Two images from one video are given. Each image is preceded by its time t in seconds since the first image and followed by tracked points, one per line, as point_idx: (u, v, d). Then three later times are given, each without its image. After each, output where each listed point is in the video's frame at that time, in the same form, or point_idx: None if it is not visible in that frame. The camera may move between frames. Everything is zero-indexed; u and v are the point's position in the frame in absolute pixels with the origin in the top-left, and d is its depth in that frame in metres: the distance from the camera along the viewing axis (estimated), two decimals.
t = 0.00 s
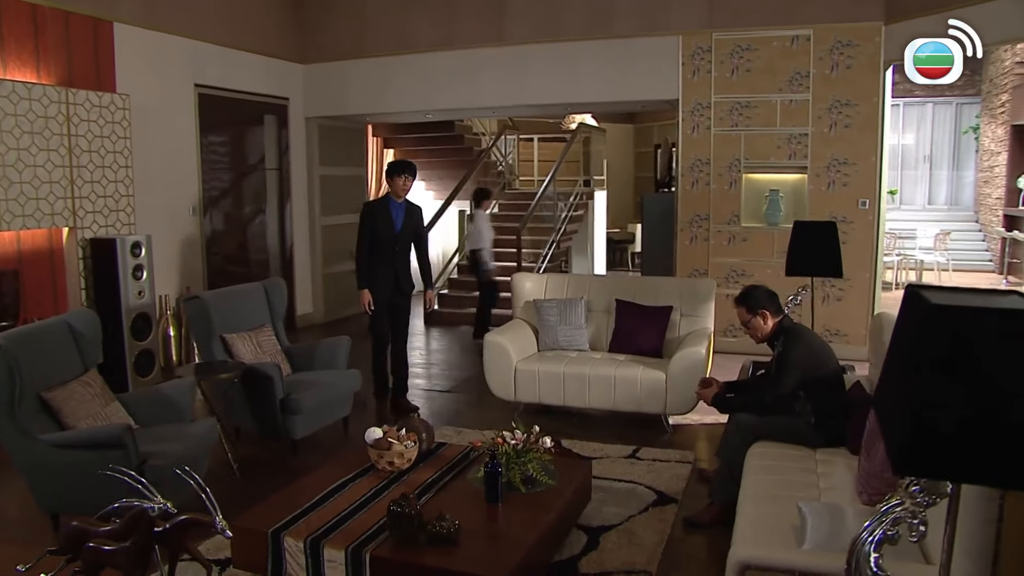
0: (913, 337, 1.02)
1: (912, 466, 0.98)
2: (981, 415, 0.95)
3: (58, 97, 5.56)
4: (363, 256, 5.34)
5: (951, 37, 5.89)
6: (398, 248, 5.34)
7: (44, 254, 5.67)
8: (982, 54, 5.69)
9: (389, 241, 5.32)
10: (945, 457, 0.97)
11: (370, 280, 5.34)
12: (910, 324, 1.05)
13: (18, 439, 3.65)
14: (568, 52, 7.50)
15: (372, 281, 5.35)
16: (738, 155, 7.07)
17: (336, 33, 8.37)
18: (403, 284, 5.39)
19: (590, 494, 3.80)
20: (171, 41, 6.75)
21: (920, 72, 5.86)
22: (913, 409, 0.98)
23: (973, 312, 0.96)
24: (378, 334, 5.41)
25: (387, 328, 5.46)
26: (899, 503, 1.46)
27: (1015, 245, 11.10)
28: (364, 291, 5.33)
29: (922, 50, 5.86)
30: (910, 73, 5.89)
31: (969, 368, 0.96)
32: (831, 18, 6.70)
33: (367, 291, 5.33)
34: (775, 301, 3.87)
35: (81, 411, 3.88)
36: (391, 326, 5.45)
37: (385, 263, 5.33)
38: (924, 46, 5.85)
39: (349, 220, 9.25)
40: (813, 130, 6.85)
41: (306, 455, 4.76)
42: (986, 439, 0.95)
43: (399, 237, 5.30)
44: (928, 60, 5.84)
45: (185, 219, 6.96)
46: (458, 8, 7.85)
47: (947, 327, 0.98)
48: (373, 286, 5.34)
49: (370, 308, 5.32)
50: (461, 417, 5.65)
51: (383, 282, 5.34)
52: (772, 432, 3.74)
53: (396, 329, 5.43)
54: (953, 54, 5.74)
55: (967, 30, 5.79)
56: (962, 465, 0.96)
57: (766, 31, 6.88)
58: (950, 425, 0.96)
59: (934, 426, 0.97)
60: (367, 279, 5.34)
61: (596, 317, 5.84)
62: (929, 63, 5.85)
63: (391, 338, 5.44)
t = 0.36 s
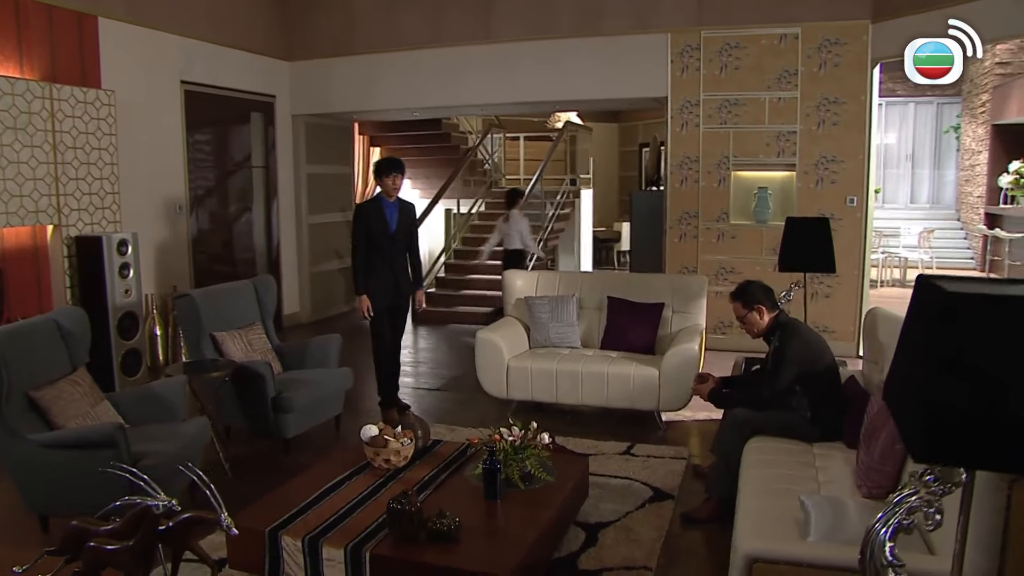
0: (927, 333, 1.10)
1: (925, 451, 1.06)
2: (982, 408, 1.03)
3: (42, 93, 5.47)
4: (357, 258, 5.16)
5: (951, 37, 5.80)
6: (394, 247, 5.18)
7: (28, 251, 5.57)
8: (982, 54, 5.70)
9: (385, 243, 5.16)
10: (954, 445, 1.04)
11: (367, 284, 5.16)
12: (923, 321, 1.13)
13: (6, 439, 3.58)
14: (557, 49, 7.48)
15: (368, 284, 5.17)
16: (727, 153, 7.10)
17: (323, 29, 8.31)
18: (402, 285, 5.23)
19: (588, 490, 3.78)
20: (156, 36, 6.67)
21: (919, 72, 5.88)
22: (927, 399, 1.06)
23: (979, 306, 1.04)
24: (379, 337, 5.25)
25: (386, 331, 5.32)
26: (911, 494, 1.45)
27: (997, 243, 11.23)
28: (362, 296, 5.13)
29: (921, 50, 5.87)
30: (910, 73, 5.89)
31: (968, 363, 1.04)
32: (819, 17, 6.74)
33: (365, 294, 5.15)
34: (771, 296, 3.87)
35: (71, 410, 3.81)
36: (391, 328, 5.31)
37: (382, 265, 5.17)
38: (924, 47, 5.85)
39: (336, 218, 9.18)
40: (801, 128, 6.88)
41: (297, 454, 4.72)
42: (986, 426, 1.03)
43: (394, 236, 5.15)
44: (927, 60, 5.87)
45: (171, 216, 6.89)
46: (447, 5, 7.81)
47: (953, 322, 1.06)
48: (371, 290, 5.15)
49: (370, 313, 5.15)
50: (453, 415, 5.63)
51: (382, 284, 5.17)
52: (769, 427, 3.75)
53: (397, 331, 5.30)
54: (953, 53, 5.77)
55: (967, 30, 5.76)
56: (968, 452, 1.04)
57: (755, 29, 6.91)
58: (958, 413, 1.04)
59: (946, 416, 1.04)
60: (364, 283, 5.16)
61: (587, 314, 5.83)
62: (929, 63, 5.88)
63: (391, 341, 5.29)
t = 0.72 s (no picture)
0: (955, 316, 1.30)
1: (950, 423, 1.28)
2: (993, 390, 1.25)
3: (33, 88, 5.40)
4: (358, 258, 5.12)
5: (951, 37, 5.98)
6: (395, 244, 5.14)
7: (18, 248, 5.50)
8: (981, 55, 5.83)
9: (386, 240, 5.12)
10: (973, 421, 1.27)
11: (370, 283, 5.13)
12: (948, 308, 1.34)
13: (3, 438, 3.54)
14: (552, 47, 7.47)
15: (371, 283, 5.15)
16: (722, 151, 7.11)
17: (315, 26, 8.26)
18: (404, 283, 5.20)
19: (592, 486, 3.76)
20: (148, 33, 6.61)
21: (920, 72, 6.12)
22: (956, 377, 1.27)
23: (998, 301, 1.25)
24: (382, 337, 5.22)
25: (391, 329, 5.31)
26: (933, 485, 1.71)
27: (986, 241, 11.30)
28: (365, 296, 5.11)
29: (922, 50, 6.11)
30: (911, 73, 6.12)
31: (986, 350, 1.25)
32: (814, 15, 6.76)
33: (367, 295, 5.12)
34: (773, 291, 3.88)
35: (67, 409, 3.76)
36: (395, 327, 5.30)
37: (383, 263, 5.14)
38: (925, 47, 6.11)
39: (328, 217, 9.12)
40: (796, 125, 6.90)
41: (295, 453, 4.68)
42: (998, 406, 1.26)
43: (394, 232, 5.11)
44: (928, 61, 6.11)
45: (162, 214, 6.84)
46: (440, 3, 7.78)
47: (980, 311, 1.27)
48: (373, 289, 5.13)
49: (372, 313, 5.12)
50: (450, 412, 5.60)
51: (384, 284, 5.14)
52: (772, 422, 3.74)
53: (401, 330, 5.29)
54: (953, 54, 6.00)
55: (966, 31, 5.88)
56: (983, 429, 1.27)
57: (749, 27, 6.92)
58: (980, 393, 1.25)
59: (972, 396, 1.26)
60: (366, 283, 5.13)
61: (585, 311, 5.82)
62: (929, 63, 6.11)
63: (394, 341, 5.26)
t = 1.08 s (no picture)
0: (984, 309, 1.41)
1: (979, 413, 1.39)
2: (1014, 383, 1.37)
3: (26, 83, 5.34)
4: (364, 258, 5.09)
5: (951, 37, 6.02)
6: (402, 244, 5.11)
7: (10, 246, 5.43)
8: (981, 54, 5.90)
9: (394, 239, 5.09)
10: (999, 413, 1.38)
11: (374, 283, 5.11)
12: (972, 306, 1.45)
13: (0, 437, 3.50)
14: (547, 45, 7.45)
15: (376, 283, 5.13)
16: (718, 149, 7.12)
17: (309, 24, 8.21)
18: (410, 285, 5.17)
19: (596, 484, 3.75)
20: (142, 30, 6.57)
21: (920, 72, 6.16)
22: (982, 369, 1.39)
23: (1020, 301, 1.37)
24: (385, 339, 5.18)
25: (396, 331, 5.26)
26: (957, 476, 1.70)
27: (977, 239, 11.38)
28: (368, 296, 5.09)
29: (922, 51, 6.14)
30: (911, 73, 6.18)
31: (1010, 347, 1.37)
32: (809, 13, 6.78)
33: (371, 296, 5.09)
34: (776, 287, 3.87)
35: (65, 407, 3.71)
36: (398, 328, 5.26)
37: (388, 263, 5.10)
38: (925, 47, 6.13)
39: (322, 215, 9.07)
40: (791, 123, 6.92)
41: (295, 451, 4.64)
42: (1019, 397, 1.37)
43: (403, 231, 5.09)
44: (928, 61, 6.13)
45: (155, 212, 6.78)
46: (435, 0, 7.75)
47: (1003, 310, 1.38)
48: (377, 290, 5.11)
49: (374, 313, 5.09)
50: (448, 410, 5.57)
51: (389, 284, 5.12)
52: (775, 417, 3.74)
53: (404, 332, 5.24)
54: (953, 54, 6.03)
55: (966, 30, 5.91)
56: (1007, 419, 1.38)
57: (745, 25, 6.94)
58: (1008, 384, 1.37)
59: (999, 385, 1.37)
60: (371, 283, 5.10)
61: (583, 309, 5.81)
62: (929, 63, 6.14)
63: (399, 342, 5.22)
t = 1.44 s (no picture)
0: (996, 304, 1.44)
1: (998, 404, 1.40)
2: None
3: (17, 80, 5.28)
4: (379, 253, 5.05)
5: (951, 37, 6.01)
6: (418, 240, 5.08)
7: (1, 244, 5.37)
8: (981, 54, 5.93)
9: (409, 235, 5.06)
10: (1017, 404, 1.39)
11: (388, 278, 5.08)
12: (986, 300, 1.47)
13: None
14: (541, 43, 7.44)
15: (390, 277, 5.10)
16: (712, 147, 7.13)
17: (301, 22, 8.17)
18: (424, 283, 5.15)
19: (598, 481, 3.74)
20: (134, 27, 6.51)
21: (920, 72, 6.16)
22: (997, 361, 1.41)
23: None
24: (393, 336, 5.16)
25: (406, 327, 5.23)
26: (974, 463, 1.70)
27: (966, 237, 11.47)
28: (382, 290, 5.05)
29: (922, 50, 6.13)
30: (910, 73, 6.17)
31: None
32: (802, 12, 6.81)
33: (384, 290, 5.06)
34: (776, 283, 3.88)
35: (62, 406, 3.66)
36: (409, 326, 5.24)
37: (403, 259, 5.08)
38: (925, 47, 6.12)
39: (313, 214, 9.02)
40: (785, 121, 6.95)
41: (292, 450, 4.61)
42: None
43: (421, 227, 5.06)
44: (928, 60, 6.12)
45: (147, 210, 6.72)
46: None
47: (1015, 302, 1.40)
48: (392, 285, 5.08)
49: (387, 309, 5.05)
50: (445, 408, 5.54)
51: (403, 280, 5.09)
52: (777, 413, 3.74)
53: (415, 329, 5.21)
54: (953, 54, 6.00)
55: (966, 30, 5.90)
56: None
57: (738, 23, 6.96)
58: (1023, 375, 1.38)
59: (1014, 376, 1.39)
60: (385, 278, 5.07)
61: (580, 306, 5.81)
62: (929, 63, 6.13)
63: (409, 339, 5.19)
